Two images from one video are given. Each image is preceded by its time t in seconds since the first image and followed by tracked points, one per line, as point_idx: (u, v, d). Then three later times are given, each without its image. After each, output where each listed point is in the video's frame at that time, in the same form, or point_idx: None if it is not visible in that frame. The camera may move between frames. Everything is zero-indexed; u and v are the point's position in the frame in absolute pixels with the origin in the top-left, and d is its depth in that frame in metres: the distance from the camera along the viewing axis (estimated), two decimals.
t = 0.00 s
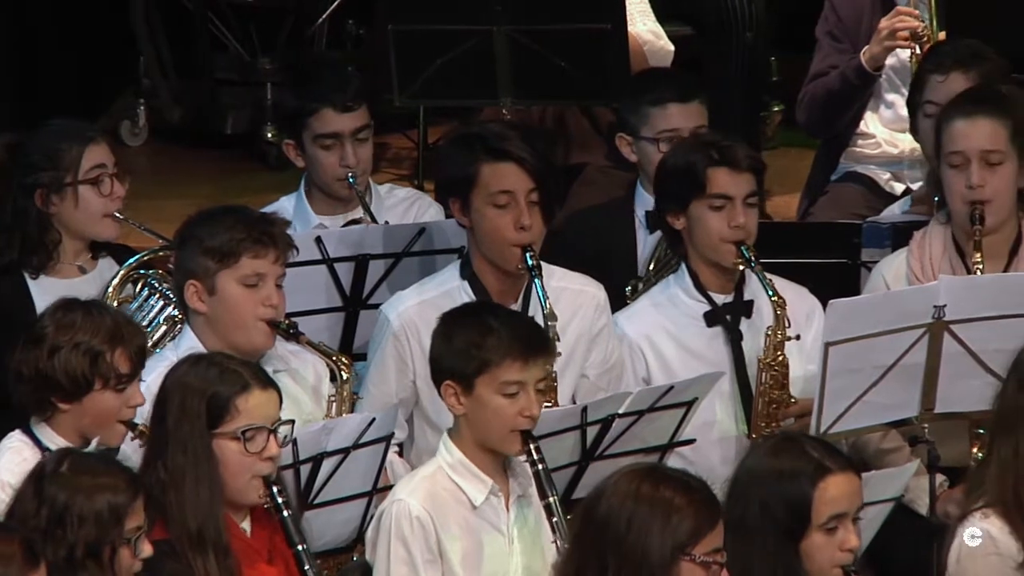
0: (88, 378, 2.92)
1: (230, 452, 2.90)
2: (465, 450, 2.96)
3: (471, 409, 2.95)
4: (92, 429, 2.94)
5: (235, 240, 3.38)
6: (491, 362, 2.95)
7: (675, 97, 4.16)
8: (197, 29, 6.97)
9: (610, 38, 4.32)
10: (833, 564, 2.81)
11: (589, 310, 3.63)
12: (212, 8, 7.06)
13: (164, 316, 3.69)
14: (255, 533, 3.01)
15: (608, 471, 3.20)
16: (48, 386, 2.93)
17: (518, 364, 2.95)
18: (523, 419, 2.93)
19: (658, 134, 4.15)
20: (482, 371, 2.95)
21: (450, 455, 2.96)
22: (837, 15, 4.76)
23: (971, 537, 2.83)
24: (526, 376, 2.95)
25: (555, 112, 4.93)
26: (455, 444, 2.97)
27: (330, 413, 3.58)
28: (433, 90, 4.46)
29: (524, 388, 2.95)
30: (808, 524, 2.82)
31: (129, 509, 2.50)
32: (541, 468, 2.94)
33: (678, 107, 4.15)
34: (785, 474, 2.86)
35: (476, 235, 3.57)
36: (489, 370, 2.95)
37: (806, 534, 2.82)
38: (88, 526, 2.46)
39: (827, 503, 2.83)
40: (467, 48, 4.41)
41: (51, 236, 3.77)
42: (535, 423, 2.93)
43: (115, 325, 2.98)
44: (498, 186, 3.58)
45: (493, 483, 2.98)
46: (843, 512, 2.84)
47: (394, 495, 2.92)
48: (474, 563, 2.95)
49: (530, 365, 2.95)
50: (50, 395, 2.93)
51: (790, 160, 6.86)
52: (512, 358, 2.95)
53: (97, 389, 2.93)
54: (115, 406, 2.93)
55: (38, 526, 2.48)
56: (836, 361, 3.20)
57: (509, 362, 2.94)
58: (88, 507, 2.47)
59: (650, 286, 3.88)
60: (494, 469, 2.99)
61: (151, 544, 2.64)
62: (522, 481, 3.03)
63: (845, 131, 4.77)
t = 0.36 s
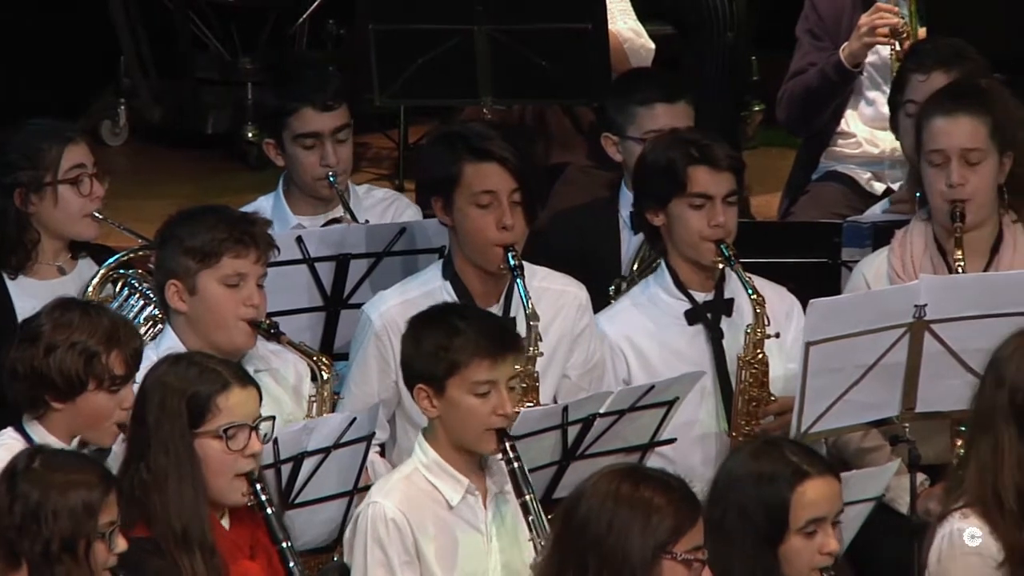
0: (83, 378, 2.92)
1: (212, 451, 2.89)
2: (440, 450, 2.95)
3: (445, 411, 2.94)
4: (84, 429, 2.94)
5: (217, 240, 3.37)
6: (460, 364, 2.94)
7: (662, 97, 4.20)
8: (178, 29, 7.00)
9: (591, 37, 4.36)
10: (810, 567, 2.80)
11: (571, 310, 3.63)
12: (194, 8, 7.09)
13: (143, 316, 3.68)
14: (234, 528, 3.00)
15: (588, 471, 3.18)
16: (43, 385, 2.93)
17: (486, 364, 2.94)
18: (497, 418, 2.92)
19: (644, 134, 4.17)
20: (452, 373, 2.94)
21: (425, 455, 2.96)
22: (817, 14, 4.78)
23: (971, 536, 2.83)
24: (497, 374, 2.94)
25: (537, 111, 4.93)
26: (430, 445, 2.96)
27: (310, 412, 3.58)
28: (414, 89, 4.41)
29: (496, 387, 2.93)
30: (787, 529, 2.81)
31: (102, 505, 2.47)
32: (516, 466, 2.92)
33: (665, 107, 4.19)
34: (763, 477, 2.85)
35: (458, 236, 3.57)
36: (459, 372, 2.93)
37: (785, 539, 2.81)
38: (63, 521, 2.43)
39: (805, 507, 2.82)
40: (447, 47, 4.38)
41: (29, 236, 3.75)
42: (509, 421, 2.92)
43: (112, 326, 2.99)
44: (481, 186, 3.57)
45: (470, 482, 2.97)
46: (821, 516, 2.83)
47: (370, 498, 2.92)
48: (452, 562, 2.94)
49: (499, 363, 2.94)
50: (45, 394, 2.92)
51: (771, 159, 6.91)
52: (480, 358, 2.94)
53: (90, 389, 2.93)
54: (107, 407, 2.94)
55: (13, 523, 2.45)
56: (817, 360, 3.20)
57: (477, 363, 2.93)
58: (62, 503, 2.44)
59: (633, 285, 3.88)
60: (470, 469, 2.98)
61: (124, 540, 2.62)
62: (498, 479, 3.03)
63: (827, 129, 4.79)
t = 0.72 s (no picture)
0: (66, 382, 2.91)
1: (199, 460, 2.87)
2: (420, 451, 2.95)
3: (427, 411, 2.93)
4: (68, 433, 2.92)
5: (198, 240, 3.36)
6: (443, 364, 2.93)
7: (642, 97, 4.20)
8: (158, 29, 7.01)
9: (570, 37, 4.33)
10: (791, 571, 2.79)
11: (551, 310, 3.63)
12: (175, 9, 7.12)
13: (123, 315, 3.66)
14: (215, 532, 2.98)
15: (565, 473, 3.17)
16: (27, 388, 2.91)
17: (470, 365, 2.93)
18: (478, 420, 2.91)
19: (626, 134, 4.18)
20: (434, 373, 2.94)
21: (405, 456, 2.95)
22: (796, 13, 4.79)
23: (971, 536, 2.87)
24: (479, 376, 2.93)
25: (516, 111, 4.93)
26: (410, 446, 2.96)
27: (291, 413, 3.57)
28: (394, 90, 4.42)
29: (478, 389, 2.93)
30: (769, 533, 2.80)
31: (91, 505, 2.46)
32: (497, 467, 2.89)
33: (645, 107, 4.18)
34: (744, 478, 2.84)
35: (439, 236, 3.56)
36: (440, 371, 2.93)
37: (765, 543, 2.80)
38: (52, 521, 2.42)
39: (786, 511, 2.81)
40: (427, 48, 4.39)
41: (8, 236, 3.73)
42: (491, 423, 2.91)
43: (96, 330, 2.98)
44: (461, 185, 3.57)
45: (450, 482, 2.97)
46: (802, 520, 2.82)
47: (348, 499, 2.91)
48: (432, 562, 2.94)
49: (482, 365, 2.94)
50: (29, 397, 2.91)
51: (751, 158, 6.94)
52: (463, 358, 2.93)
53: (74, 393, 2.91)
54: (91, 411, 2.92)
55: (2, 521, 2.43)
56: (797, 360, 3.20)
57: (460, 363, 2.93)
58: (51, 502, 2.42)
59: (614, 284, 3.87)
60: (451, 470, 2.98)
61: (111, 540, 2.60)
62: (478, 479, 3.03)
63: (805, 130, 4.79)
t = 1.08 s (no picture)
0: (30, 381, 2.88)
1: (180, 456, 2.86)
2: (403, 450, 2.94)
3: (412, 409, 2.92)
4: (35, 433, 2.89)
5: (175, 240, 3.35)
6: (427, 361, 2.92)
7: (620, 96, 4.21)
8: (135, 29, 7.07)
9: (548, 37, 4.32)
10: (776, 573, 2.79)
11: (529, 310, 3.63)
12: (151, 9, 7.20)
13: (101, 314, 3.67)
14: (201, 532, 2.98)
15: (542, 471, 3.17)
16: None
17: (455, 362, 2.92)
18: (463, 418, 2.90)
19: (603, 134, 4.18)
20: (419, 369, 2.93)
21: (388, 455, 2.94)
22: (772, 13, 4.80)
23: (971, 537, 2.90)
24: (463, 374, 2.92)
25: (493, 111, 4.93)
26: (393, 444, 2.95)
27: (267, 413, 3.56)
28: (372, 91, 4.39)
29: (463, 387, 2.92)
30: (753, 535, 2.80)
31: (81, 506, 2.44)
32: (481, 466, 2.96)
33: (622, 106, 4.20)
34: (730, 479, 2.84)
35: (416, 235, 3.54)
36: (426, 369, 2.92)
37: (751, 544, 2.80)
38: (42, 521, 2.40)
39: (772, 513, 2.81)
40: (403, 49, 4.38)
41: None
42: (475, 420, 2.91)
43: (59, 328, 2.95)
44: (438, 184, 3.56)
45: (433, 481, 2.96)
46: (788, 522, 2.81)
47: (331, 495, 2.90)
48: (413, 561, 2.92)
49: (467, 362, 2.93)
50: None
51: (727, 158, 6.97)
52: (448, 356, 2.92)
53: (37, 392, 2.89)
54: (57, 409, 2.90)
55: None
56: (775, 359, 3.21)
57: (445, 361, 2.92)
58: (41, 502, 2.41)
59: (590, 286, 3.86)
60: (435, 470, 2.97)
61: (100, 543, 2.59)
62: (461, 479, 3.02)
63: (782, 130, 4.81)
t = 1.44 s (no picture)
0: None
1: (151, 452, 2.86)
2: (378, 446, 2.93)
3: (380, 404, 2.92)
4: None
5: (151, 239, 3.33)
6: (394, 356, 2.92)
7: (597, 97, 4.25)
8: (110, 30, 7.04)
9: (524, 37, 4.31)
10: (757, 572, 2.76)
11: (504, 309, 3.62)
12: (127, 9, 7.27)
13: (76, 314, 3.65)
14: (174, 530, 2.98)
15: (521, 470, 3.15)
16: None
17: (420, 355, 2.92)
18: (431, 411, 2.90)
19: (579, 133, 4.21)
20: (386, 364, 2.93)
21: (363, 451, 2.93)
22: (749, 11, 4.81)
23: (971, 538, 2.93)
24: (430, 366, 2.93)
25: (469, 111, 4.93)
26: (367, 440, 2.94)
27: (243, 412, 3.55)
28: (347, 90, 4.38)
29: (431, 379, 2.93)
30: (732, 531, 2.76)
31: (56, 507, 2.43)
32: (451, 457, 2.92)
33: (599, 106, 4.24)
34: (713, 477, 2.80)
35: (393, 235, 3.53)
36: (392, 363, 2.92)
37: (731, 542, 2.76)
38: (17, 522, 2.39)
39: (754, 511, 2.78)
40: (380, 47, 4.36)
41: None
42: (444, 413, 2.91)
43: (13, 327, 2.93)
44: (414, 184, 3.55)
45: (407, 477, 2.95)
46: (768, 521, 2.79)
47: (307, 491, 2.89)
48: (390, 557, 2.92)
49: (433, 354, 2.93)
50: None
51: (703, 157, 7.01)
52: (413, 348, 2.92)
53: None
54: (14, 407, 2.85)
55: None
56: (750, 358, 3.21)
57: (411, 354, 2.92)
58: (16, 503, 2.39)
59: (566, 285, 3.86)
60: (410, 466, 2.97)
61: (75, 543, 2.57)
62: (435, 475, 3.01)
63: (756, 130, 4.80)
